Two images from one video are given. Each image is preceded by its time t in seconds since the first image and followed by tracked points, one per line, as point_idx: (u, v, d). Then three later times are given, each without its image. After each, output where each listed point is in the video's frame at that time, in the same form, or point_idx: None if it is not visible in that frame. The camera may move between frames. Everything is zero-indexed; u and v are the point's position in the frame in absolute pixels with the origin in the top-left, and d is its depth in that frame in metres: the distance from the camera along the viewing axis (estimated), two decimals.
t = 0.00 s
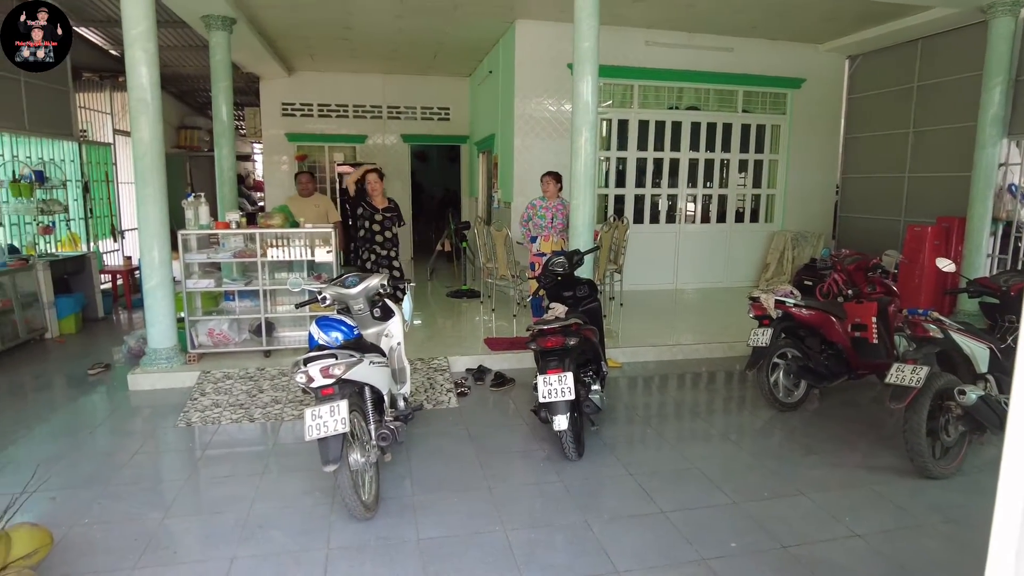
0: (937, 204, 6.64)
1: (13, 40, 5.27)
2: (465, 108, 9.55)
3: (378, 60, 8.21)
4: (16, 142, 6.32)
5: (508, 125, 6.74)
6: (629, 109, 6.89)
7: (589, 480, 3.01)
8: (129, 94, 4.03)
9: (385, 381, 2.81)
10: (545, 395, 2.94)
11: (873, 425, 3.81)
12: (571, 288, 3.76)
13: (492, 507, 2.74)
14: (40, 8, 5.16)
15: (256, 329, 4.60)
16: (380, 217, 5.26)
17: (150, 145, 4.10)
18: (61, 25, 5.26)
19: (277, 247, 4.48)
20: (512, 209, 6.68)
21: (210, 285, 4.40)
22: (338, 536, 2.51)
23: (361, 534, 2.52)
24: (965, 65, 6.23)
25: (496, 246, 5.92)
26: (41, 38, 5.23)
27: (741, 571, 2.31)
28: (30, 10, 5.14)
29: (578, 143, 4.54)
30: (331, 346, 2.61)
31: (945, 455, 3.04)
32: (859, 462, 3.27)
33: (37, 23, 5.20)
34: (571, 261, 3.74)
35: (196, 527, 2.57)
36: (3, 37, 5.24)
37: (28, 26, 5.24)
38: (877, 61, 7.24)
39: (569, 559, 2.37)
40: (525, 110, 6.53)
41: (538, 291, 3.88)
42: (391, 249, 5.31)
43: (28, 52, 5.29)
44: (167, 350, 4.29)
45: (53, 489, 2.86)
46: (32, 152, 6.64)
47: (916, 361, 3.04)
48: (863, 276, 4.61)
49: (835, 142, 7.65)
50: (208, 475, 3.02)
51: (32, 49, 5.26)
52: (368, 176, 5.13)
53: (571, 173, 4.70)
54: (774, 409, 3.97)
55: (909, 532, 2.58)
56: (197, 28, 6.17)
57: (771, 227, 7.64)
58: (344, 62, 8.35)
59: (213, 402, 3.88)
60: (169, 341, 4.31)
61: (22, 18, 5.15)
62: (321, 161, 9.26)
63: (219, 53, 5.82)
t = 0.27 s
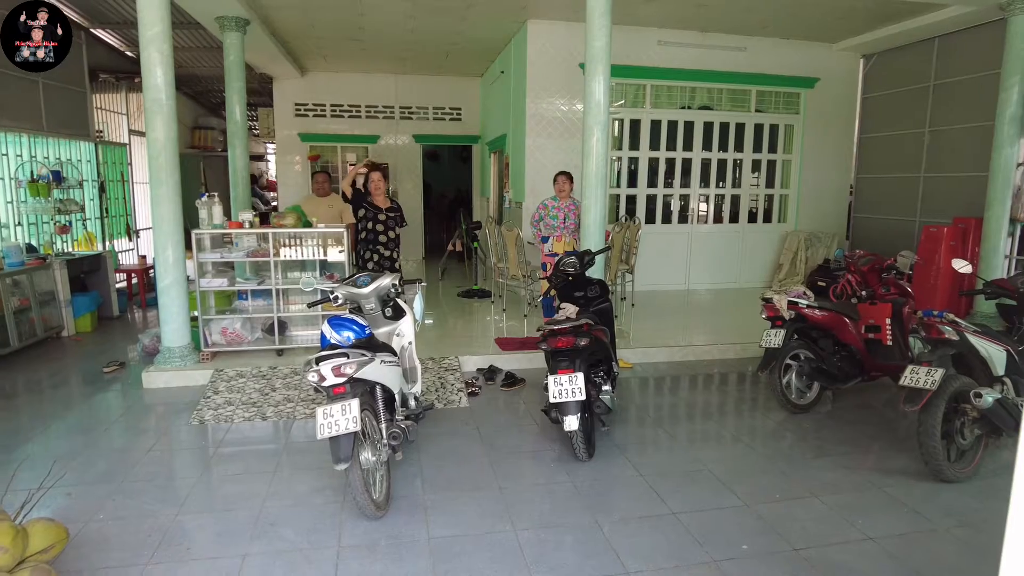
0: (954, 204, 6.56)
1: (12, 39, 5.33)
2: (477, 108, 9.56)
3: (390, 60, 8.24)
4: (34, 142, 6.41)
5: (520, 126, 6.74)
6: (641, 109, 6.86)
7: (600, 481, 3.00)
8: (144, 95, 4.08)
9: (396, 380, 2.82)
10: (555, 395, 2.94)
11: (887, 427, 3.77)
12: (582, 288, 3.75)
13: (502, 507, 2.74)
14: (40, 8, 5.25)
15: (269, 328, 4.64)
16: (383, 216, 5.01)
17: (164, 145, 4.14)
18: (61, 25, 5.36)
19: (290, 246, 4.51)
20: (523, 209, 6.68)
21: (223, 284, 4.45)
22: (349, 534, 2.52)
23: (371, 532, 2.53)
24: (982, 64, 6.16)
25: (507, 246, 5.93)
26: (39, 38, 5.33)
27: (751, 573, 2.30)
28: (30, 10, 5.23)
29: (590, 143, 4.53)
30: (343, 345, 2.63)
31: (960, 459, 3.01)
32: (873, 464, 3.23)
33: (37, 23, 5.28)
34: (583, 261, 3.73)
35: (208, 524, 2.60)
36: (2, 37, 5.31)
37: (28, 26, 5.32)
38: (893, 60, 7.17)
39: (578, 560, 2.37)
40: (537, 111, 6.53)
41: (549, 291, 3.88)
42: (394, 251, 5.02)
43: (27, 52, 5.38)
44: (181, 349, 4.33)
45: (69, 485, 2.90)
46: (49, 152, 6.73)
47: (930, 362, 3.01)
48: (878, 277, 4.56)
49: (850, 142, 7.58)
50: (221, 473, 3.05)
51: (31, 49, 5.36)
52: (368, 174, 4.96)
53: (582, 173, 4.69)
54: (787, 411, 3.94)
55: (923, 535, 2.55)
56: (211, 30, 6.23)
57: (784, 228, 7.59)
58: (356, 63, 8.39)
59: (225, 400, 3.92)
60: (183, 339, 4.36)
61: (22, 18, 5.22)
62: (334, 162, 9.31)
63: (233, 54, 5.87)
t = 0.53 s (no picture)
0: (968, 205, 6.50)
1: (13, 40, 5.30)
2: (487, 108, 9.57)
3: (400, 61, 8.26)
4: (49, 143, 6.48)
5: (529, 126, 6.74)
6: (651, 109, 6.84)
7: (608, 481, 3.00)
8: (157, 96, 4.12)
9: (405, 380, 2.83)
10: (563, 396, 2.94)
11: (898, 430, 3.74)
12: (591, 289, 3.74)
13: (510, 507, 2.75)
14: (40, 8, 5.26)
15: (279, 327, 4.67)
16: (390, 217, 5.04)
17: (176, 146, 4.17)
18: (61, 25, 5.36)
19: (300, 246, 4.53)
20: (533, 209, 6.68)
21: (233, 284, 4.48)
22: (357, 533, 2.54)
23: (380, 531, 2.54)
24: (997, 63, 6.09)
25: (516, 247, 5.93)
26: (39, 39, 5.30)
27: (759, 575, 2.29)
28: (30, 10, 5.25)
29: (599, 143, 4.53)
30: (352, 345, 2.65)
31: (972, 462, 2.98)
32: (883, 467, 3.21)
33: (38, 23, 5.28)
34: (591, 262, 3.72)
35: (219, 522, 2.62)
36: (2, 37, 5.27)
37: (28, 26, 5.31)
38: (906, 59, 7.11)
39: (586, 560, 2.37)
40: (546, 111, 6.53)
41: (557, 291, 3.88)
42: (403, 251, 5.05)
43: (26, 52, 5.34)
44: (191, 348, 4.36)
45: (82, 482, 2.93)
46: (64, 153, 6.81)
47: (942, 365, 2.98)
48: (890, 278, 4.52)
49: (862, 143, 7.52)
50: (231, 471, 3.07)
51: (30, 50, 5.32)
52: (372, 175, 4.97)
53: (592, 173, 4.68)
54: (796, 413, 3.92)
55: (933, 539, 2.53)
56: (223, 31, 6.27)
57: (795, 228, 7.54)
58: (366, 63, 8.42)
59: (236, 399, 3.95)
60: (194, 338, 4.39)
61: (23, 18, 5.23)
62: (344, 162, 9.36)
63: (244, 55, 5.91)
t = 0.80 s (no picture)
0: (977, 205, 6.46)
1: (13, 40, 5.28)
2: (493, 109, 9.58)
3: (407, 62, 8.28)
4: (60, 144, 6.54)
5: (536, 127, 6.75)
6: (658, 109, 6.83)
7: (614, 482, 3.00)
8: (166, 98, 4.15)
9: (411, 380, 2.84)
10: (569, 396, 2.94)
11: (906, 431, 3.72)
12: (597, 290, 3.74)
13: (515, 507, 2.75)
14: (40, 8, 5.28)
15: (287, 327, 4.69)
16: (397, 219, 5.06)
17: (185, 147, 4.20)
18: (61, 25, 5.40)
19: (306, 246, 4.55)
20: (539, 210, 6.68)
21: (241, 284, 4.50)
22: (363, 532, 2.55)
23: (386, 531, 2.55)
24: (1007, 62, 6.05)
25: (522, 247, 5.94)
26: (39, 39, 5.33)
27: None
28: (30, 10, 5.26)
29: (605, 144, 4.53)
30: (358, 345, 2.66)
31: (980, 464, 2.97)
32: (890, 469, 3.20)
33: (38, 23, 5.30)
34: (597, 262, 3.71)
35: (226, 520, 2.63)
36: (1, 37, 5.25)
37: (27, 27, 5.31)
38: (915, 59, 7.07)
39: (591, 560, 2.37)
40: (553, 111, 6.53)
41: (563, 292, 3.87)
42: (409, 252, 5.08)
43: (26, 52, 5.34)
44: (200, 347, 4.39)
45: (91, 480, 2.96)
46: (74, 154, 6.86)
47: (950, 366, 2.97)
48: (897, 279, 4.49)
49: (870, 143, 7.48)
50: (238, 470, 3.09)
51: (30, 50, 5.33)
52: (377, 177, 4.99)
53: (598, 173, 4.68)
54: (803, 414, 3.90)
55: (940, 541, 2.52)
56: (231, 32, 6.31)
57: (803, 229, 7.51)
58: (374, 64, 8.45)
59: (243, 399, 3.97)
60: (202, 338, 4.42)
61: (22, 18, 5.23)
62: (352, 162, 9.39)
63: (252, 56, 5.94)
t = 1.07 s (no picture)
0: (984, 205, 6.43)
1: (13, 40, 5.30)
2: (498, 109, 9.59)
3: (412, 62, 8.30)
4: (67, 144, 6.57)
5: (540, 127, 6.75)
6: (663, 109, 6.83)
7: (617, 482, 3.00)
8: (171, 99, 4.17)
9: (415, 380, 2.85)
10: (572, 396, 2.94)
11: (911, 432, 3.71)
12: (601, 290, 3.74)
13: (518, 507, 2.75)
14: (40, 8, 5.32)
15: (291, 327, 4.69)
16: (399, 219, 5.07)
17: (190, 147, 4.22)
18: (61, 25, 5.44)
19: (311, 246, 4.56)
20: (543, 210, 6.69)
21: (246, 284, 4.52)
22: (366, 531, 2.56)
23: (389, 530, 2.56)
24: (1014, 62, 6.03)
25: (526, 247, 5.94)
26: (38, 39, 5.36)
27: None
28: (30, 10, 5.30)
29: (609, 144, 4.52)
30: (362, 345, 2.67)
31: (986, 465, 2.95)
32: (895, 470, 3.19)
33: (38, 23, 5.34)
34: (602, 263, 3.71)
35: (230, 519, 2.65)
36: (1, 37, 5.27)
37: (27, 27, 5.35)
38: (921, 58, 7.04)
39: (594, 560, 2.37)
40: (557, 111, 6.53)
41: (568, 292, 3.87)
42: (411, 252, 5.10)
43: (26, 52, 5.37)
44: (205, 347, 4.41)
45: (97, 479, 2.97)
46: (81, 154, 6.90)
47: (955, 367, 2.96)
48: (903, 281, 4.47)
49: (876, 143, 7.46)
50: (242, 469, 3.10)
51: (30, 50, 5.37)
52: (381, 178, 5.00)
53: (603, 173, 4.68)
54: (808, 415, 3.89)
55: (945, 542, 2.51)
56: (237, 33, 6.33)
57: (808, 229, 7.49)
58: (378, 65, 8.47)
59: (248, 398, 3.98)
60: (207, 337, 4.43)
61: (22, 18, 5.26)
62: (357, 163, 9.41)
63: (257, 57, 5.96)
